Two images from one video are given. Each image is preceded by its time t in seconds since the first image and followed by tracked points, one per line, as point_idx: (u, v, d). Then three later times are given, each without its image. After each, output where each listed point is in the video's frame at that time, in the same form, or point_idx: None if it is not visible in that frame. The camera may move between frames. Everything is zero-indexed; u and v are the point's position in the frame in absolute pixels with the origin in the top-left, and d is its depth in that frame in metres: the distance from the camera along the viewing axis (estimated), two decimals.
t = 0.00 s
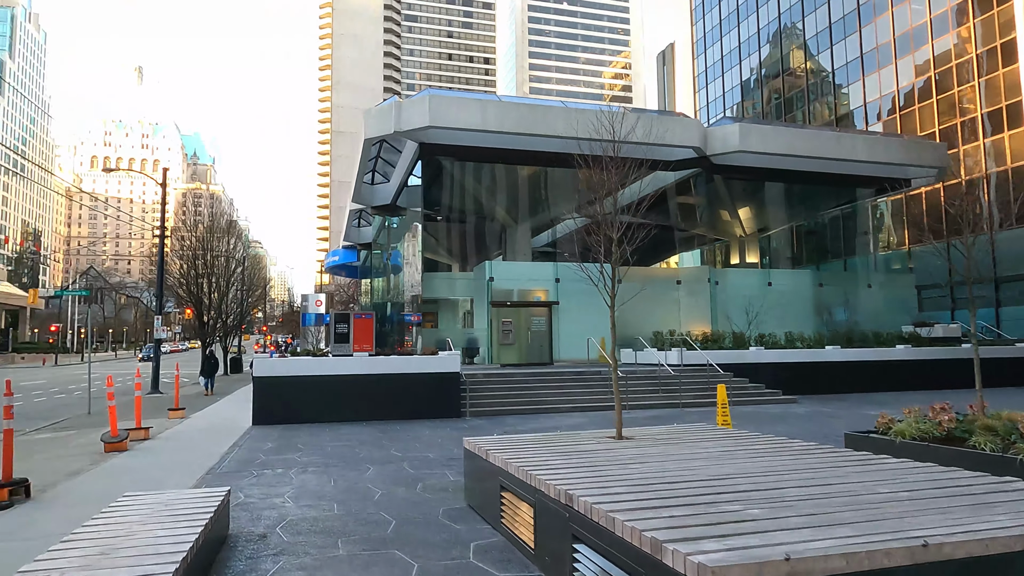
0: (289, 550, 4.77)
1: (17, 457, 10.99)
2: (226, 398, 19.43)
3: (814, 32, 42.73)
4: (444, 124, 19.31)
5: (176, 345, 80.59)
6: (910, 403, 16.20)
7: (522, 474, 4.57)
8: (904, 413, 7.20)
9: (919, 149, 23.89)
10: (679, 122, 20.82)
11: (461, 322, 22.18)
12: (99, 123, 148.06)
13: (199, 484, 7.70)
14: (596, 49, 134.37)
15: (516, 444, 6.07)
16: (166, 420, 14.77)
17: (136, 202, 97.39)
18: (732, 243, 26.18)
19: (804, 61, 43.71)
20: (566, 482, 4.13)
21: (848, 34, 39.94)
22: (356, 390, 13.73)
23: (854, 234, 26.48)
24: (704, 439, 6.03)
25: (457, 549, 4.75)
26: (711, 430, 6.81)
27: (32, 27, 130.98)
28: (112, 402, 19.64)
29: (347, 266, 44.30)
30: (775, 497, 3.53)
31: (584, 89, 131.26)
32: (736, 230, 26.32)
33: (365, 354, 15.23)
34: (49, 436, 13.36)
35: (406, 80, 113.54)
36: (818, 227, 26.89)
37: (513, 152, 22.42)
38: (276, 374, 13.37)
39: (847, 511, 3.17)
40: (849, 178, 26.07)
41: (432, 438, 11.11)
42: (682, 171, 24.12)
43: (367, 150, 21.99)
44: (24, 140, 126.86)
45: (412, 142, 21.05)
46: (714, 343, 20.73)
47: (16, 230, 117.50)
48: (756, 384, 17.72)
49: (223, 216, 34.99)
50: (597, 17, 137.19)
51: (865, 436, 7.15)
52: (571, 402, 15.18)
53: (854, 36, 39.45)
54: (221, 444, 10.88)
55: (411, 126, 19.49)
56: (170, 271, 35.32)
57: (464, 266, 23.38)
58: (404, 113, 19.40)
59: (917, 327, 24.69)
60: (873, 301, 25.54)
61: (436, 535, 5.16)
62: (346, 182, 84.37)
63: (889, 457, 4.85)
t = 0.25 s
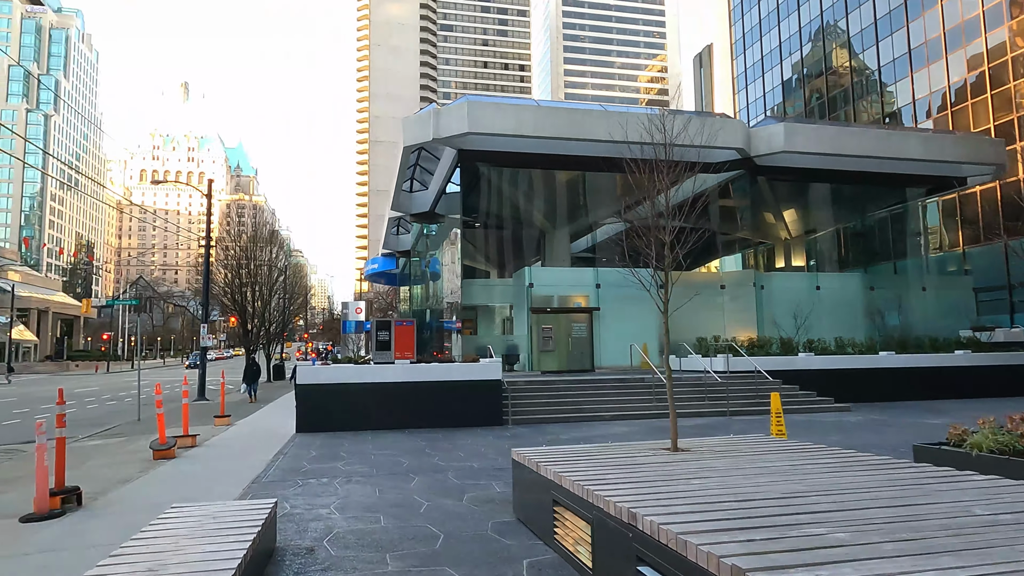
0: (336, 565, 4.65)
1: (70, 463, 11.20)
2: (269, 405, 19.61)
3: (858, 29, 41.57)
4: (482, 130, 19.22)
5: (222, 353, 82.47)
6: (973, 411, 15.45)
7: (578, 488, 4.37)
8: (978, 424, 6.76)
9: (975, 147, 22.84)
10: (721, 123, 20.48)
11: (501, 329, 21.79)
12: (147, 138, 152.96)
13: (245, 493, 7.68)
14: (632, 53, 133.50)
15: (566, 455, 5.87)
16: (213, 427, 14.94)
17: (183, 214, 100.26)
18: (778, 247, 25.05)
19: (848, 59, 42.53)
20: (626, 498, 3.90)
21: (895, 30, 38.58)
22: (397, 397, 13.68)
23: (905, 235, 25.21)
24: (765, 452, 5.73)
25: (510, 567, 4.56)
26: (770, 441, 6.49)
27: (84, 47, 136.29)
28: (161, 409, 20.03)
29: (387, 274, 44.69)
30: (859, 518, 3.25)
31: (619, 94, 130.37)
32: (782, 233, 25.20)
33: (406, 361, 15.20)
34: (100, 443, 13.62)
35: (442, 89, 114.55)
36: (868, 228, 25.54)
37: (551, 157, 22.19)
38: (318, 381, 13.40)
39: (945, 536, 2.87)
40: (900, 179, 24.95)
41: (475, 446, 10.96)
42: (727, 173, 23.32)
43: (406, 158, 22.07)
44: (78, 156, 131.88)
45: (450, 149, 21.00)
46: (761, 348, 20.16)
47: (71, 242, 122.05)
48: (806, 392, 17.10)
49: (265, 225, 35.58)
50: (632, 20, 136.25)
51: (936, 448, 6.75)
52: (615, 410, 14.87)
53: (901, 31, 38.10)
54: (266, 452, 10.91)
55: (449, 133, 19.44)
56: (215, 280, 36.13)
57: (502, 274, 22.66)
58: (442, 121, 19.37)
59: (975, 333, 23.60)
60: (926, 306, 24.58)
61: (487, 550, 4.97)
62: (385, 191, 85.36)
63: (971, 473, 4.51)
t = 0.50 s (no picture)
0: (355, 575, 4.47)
1: (87, 466, 11.15)
2: (286, 407, 19.55)
3: (876, 27, 41.03)
4: (498, 130, 19.10)
5: (238, 356, 83.01)
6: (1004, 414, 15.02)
7: (608, 494, 4.15)
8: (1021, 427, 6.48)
9: (1002, 141, 22.24)
10: (742, 120, 20.19)
11: (517, 330, 21.35)
12: (165, 143, 154.76)
13: (261, 497, 7.54)
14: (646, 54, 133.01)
15: (592, 459, 5.66)
16: (230, 430, 14.90)
17: (200, 218, 101.15)
18: (798, 247, 24.57)
19: (867, 58, 41.99)
20: (661, 507, 3.67)
21: (916, 26, 37.78)
22: (414, 400, 13.54)
23: (929, 235, 24.41)
24: (800, 456, 5.48)
25: None
26: (803, 444, 6.25)
27: (104, 54, 138.21)
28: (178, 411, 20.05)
29: (401, 276, 44.69)
30: (920, 531, 3.02)
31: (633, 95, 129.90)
32: (803, 233, 24.64)
33: (423, 363, 15.05)
34: (116, 445, 13.59)
35: (456, 91, 114.68)
36: (891, 227, 24.86)
37: (566, 156, 21.98)
38: (334, 383, 13.29)
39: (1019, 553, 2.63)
40: (923, 175, 24.39)
41: (493, 450, 10.77)
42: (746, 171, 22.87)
43: (421, 160, 21.99)
44: (97, 161, 133.74)
45: (466, 150, 20.86)
46: (782, 349, 19.87)
47: (91, 246, 123.83)
48: (831, 394, 16.71)
49: (281, 228, 35.71)
50: (646, 21, 135.70)
51: (977, 454, 6.48)
52: (635, 412, 14.62)
53: (921, 28, 37.46)
54: (282, 455, 10.80)
55: (465, 133, 19.33)
56: (231, 284, 36.28)
57: (517, 275, 22.05)
58: (458, 121, 19.27)
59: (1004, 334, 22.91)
60: (954, 306, 23.84)
61: (511, 558, 4.77)
62: (399, 194, 85.63)
63: None
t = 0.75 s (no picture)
0: None
1: (104, 470, 11.08)
2: (301, 411, 19.43)
3: (896, 24, 40.29)
4: (514, 130, 18.91)
5: (255, 359, 83.47)
6: None
7: (640, 506, 3.93)
8: None
9: None
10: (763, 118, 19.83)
11: (533, 333, 21.08)
12: (183, 148, 156.31)
13: (277, 504, 7.37)
14: (660, 55, 132.32)
15: (619, 466, 5.43)
16: (245, 433, 14.80)
17: (217, 221, 101.94)
18: (817, 249, 24.00)
19: (886, 57, 41.36)
20: (699, 519, 3.44)
21: (938, 23, 37.02)
22: (431, 403, 13.34)
23: (950, 235, 24.09)
24: (839, 463, 5.21)
25: None
26: (840, 452, 5.96)
27: (122, 60, 139.91)
28: (193, 415, 20.02)
29: (417, 279, 44.67)
30: (989, 552, 2.75)
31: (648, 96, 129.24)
32: (822, 233, 24.11)
33: (439, 366, 14.86)
34: (132, 449, 13.52)
35: (470, 94, 114.76)
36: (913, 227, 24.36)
37: (581, 156, 21.69)
38: (350, 386, 13.11)
39: None
40: (947, 174, 23.77)
41: (512, 454, 10.54)
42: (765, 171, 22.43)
43: (437, 161, 21.87)
44: (116, 166, 135.35)
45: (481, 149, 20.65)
46: (804, 351, 19.56)
47: (110, 250, 125.33)
48: (856, 398, 16.31)
49: (296, 230, 35.69)
50: (660, 21, 134.90)
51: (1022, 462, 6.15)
52: (655, 416, 14.32)
53: (943, 24, 36.65)
54: (297, 458, 10.65)
55: (480, 134, 19.12)
56: (248, 286, 36.37)
57: (532, 277, 21.94)
58: (474, 121, 19.03)
59: None
60: (980, 306, 23.35)
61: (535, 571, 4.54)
62: (414, 197, 85.72)
63: None
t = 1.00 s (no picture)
0: None
1: (117, 474, 10.97)
2: (313, 414, 19.26)
3: (913, 23, 39.73)
4: (529, 130, 18.73)
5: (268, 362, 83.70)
6: None
7: (673, 516, 3.68)
8: None
9: None
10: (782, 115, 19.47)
11: (546, 336, 21.01)
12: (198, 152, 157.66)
13: (289, 509, 7.18)
14: (673, 57, 131.72)
15: (643, 473, 5.19)
16: (257, 436, 14.65)
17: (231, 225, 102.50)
18: (836, 249, 23.59)
19: (903, 56, 40.78)
20: (737, 531, 3.20)
21: (956, 21, 36.41)
22: (445, 406, 13.14)
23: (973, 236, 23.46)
24: (875, 470, 4.93)
25: None
26: (874, 457, 5.68)
27: (139, 66, 141.52)
28: (206, 418, 19.93)
29: (429, 281, 44.56)
30: None
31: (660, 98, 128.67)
32: (840, 233, 23.73)
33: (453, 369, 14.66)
34: (145, 452, 13.41)
35: (482, 97, 114.84)
36: (934, 228, 23.76)
37: (596, 156, 21.42)
38: (363, 389, 12.93)
39: None
40: (968, 173, 23.23)
41: (527, 458, 10.30)
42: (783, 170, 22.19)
43: (450, 162, 21.75)
44: (133, 171, 136.72)
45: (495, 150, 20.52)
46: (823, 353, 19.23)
47: (126, 254, 126.56)
48: (879, 402, 15.89)
49: (309, 233, 35.71)
50: (672, 24, 134.26)
51: None
52: (673, 420, 14.05)
53: (962, 22, 35.99)
54: (310, 463, 10.46)
55: (494, 135, 18.98)
56: (260, 289, 36.36)
57: (546, 279, 21.72)
58: (487, 122, 18.92)
59: None
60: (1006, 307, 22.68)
61: None
62: (427, 200, 85.85)
63: None
